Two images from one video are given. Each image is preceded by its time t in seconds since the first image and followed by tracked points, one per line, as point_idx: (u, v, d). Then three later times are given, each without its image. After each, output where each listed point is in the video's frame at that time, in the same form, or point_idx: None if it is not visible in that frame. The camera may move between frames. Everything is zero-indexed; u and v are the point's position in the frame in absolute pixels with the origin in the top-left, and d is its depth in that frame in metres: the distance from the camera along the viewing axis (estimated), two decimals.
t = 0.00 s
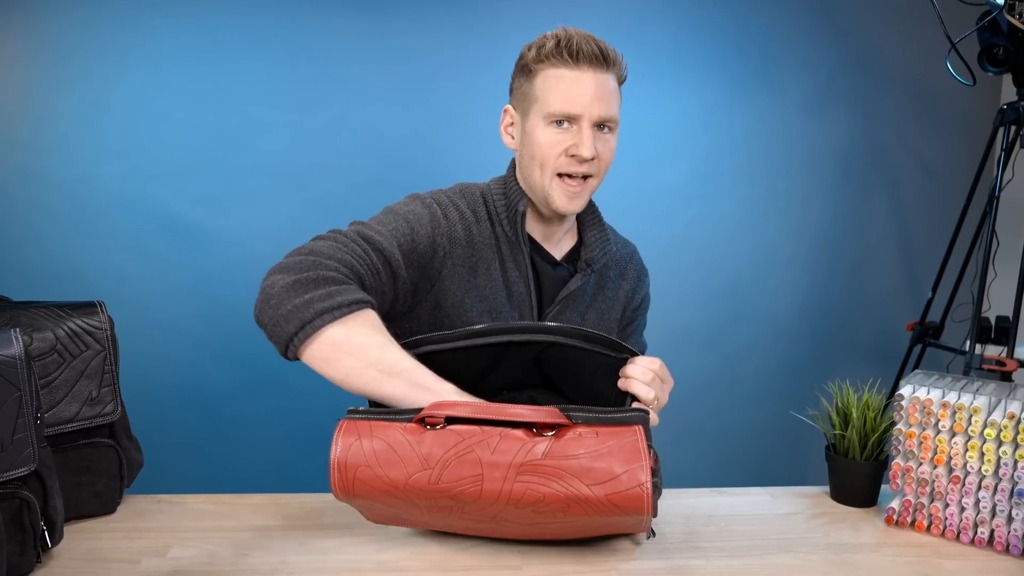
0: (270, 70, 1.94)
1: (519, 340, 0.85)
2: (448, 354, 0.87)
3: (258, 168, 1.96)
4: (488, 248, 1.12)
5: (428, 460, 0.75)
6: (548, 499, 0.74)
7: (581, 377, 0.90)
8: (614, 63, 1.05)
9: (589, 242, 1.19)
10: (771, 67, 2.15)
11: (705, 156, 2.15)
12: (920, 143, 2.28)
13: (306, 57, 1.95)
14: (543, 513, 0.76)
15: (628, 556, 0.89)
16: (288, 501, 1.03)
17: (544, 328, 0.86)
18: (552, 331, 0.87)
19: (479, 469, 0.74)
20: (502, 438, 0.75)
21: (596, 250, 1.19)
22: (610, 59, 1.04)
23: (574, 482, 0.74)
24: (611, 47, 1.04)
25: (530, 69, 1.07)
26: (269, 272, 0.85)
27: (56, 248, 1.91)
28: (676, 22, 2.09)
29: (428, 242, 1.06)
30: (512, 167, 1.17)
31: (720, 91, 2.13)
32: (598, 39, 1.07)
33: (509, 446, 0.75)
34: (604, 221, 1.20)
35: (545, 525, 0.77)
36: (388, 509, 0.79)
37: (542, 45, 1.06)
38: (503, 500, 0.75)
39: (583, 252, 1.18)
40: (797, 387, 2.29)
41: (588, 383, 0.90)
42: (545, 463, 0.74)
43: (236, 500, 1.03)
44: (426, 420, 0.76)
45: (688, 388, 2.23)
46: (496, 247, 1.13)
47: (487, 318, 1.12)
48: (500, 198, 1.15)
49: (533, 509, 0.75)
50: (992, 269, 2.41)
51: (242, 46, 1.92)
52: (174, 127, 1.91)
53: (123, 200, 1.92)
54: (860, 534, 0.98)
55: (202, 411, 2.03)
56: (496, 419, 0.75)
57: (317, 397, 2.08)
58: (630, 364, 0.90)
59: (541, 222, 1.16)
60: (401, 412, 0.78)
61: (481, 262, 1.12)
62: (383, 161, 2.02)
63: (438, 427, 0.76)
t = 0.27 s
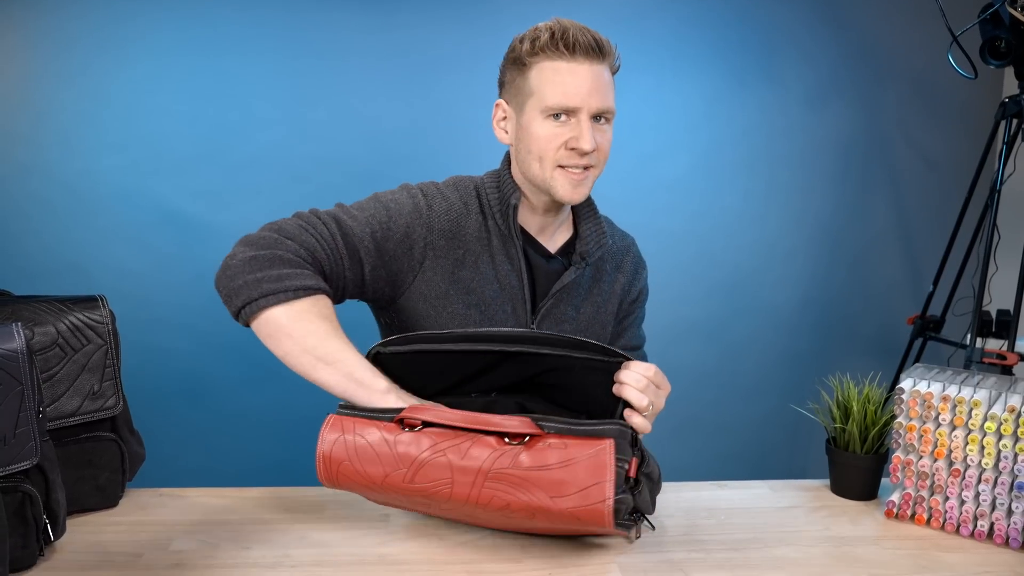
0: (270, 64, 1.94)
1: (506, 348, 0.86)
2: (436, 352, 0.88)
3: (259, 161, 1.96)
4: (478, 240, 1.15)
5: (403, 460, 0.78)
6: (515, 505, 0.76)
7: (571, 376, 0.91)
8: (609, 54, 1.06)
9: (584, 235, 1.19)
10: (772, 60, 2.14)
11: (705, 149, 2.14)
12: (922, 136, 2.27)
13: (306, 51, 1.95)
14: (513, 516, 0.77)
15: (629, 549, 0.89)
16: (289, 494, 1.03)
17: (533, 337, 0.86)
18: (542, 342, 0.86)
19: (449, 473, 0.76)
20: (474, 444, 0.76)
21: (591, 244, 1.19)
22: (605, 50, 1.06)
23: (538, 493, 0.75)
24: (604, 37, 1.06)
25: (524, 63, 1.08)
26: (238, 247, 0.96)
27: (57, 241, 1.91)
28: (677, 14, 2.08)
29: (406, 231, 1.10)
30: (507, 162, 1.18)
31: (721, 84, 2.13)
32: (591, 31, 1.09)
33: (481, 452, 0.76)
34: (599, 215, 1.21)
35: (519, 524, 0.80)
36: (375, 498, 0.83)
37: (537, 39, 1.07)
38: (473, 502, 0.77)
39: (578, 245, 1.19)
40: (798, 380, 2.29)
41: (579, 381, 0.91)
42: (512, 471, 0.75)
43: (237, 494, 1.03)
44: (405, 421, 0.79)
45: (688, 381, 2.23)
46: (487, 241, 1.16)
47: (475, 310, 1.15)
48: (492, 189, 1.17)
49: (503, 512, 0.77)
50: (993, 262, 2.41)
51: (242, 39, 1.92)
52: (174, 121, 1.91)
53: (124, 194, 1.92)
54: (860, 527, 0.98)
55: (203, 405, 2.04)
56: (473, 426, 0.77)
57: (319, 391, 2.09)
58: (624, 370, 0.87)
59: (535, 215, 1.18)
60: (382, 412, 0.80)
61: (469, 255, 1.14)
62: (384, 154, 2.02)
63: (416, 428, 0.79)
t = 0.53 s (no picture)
0: (270, 60, 1.93)
1: (497, 349, 0.87)
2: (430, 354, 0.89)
3: (258, 158, 1.96)
4: (470, 238, 1.15)
5: (399, 463, 0.81)
6: (509, 507, 0.80)
7: (565, 378, 0.90)
8: (589, 45, 1.08)
9: (578, 229, 1.20)
10: (773, 55, 2.14)
11: (706, 145, 2.14)
12: (922, 132, 2.27)
13: (306, 47, 1.94)
14: (505, 517, 0.81)
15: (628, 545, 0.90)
16: (290, 490, 1.03)
17: (525, 336, 0.87)
18: (534, 339, 0.87)
19: (444, 476, 0.80)
20: (469, 447, 0.80)
21: (585, 237, 1.20)
22: (584, 40, 1.07)
23: (532, 497, 0.79)
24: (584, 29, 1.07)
25: (505, 57, 1.10)
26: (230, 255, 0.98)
27: (56, 238, 1.91)
28: (678, 9, 2.08)
29: (399, 235, 1.10)
30: (495, 157, 1.20)
31: (722, 80, 2.12)
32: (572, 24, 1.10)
33: (477, 456, 0.80)
34: (592, 207, 1.22)
35: (510, 524, 0.83)
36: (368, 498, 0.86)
37: (517, 31, 1.09)
38: (468, 503, 0.81)
39: (572, 239, 1.19)
40: (798, 376, 2.29)
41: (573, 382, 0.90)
42: (506, 475, 0.79)
43: (238, 490, 1.04)
44: (399, 425, 0.82)
45: (689, 377, 2.23)
46: (479, 237, 1.16)
47: (469, 307, 1.15)
48: (484, 186, 1.18)
49: (496, 513, 0.81)
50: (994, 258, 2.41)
51: (242, 35, 1.91)
52: (174, 117, 1.91)
53: (124, 190, 1.92)
54: (860, 523, 0.98)
55: (204, 401, 2.04)
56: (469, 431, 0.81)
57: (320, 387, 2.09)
58: (618, 369, 0.88)
59: (525, 210, 1.18)
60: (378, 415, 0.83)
61: (461, 253, 1.15)
62: (384, 151, 2.02)
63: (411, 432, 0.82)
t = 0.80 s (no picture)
0: (270, 58, 1.93)
1: (499, 346, 0.87)
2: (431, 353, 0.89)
3: (258, 156, 1.96)
4: (469, 236, 1.15)
5: (404, 466, 0.81)
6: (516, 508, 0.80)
7: (566, 377, 0.91)
8: (584, 40, 1.08)
9: (576, 226, 1.20)
10: (774, 53, 2.13)
11: (707, 143, 2.14)
12: (923, 129, 2.27)
13: (307, 45, 1.94)
14: (513, 518, 0.81)
15: (629, 543, 0.90)
16: (290, 488, 1.03)
17: (525, 335, 0.87)
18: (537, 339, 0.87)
19: (451, 478, 0.80)
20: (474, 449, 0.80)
21: (583, 233, 1.19)
22: (579, 36, 1.07)
23: (540, 499, 0.79)
24: (578, 25, 1.08)
25: (501, 54, 1.10)
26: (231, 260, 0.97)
27: (56, 236, 1.91)
28: (678, 6, 2.07)
29: (398, 235, 1.10)
30: (494, 156, 1.20)
31: (722, 77, 2.12)
32: (566, 19, 1.10)
33: (483, 459, 0.80)
34: (591, 203, 1.22)
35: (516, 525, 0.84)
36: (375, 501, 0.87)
37: (512, 28, 1.09)
38: (475, 505, 0.81)
39: (570, 236, 1.19)
40: (799, 374, 2.30)
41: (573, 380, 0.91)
42: (514, 477, 0.79)
43: (239, 488, 1.04)
44: (404, 429, 0.82)
45: (689, 375, 2.23)
46: (479, 236, 1.16)
47: (469, 306, 1.15)
48: (481, 182, 1.18)
49: (503, 515, 0.81)
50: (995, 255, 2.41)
51: (241, 33, 1.91)
52: (174, 115, 1.91)
53: (125, 189, 1.92)
54: (860, 521, 0.98)
55: (205, 399, 2.04)
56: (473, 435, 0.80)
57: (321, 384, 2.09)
58: (618, 367, 0.88)
59: (524, 206, 1.18)
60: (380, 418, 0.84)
61: (460, 252, 1.15)
62: (385, 149, 2.02)
63: (416, 436, 0.82)
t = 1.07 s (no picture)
0: (270, 56, 1.93)
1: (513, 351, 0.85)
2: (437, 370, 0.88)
3: (258, 154, 1.96)
4: (467, 236, 1.15)
5: (419, 480, 0.82)
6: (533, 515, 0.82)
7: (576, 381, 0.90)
8: (569, 31, 1.09)
9: (574, 220, 1.19)
10: (775, 49, 2.13)
11: (707, 140, 2.14)
12: (924, 126, 2.27)
13: (307, 42, 1.94)
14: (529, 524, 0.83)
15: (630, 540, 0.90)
16: (291, 487, 1.04)
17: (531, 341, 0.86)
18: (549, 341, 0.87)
19: (466, 490, 0.82)
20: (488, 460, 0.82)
21: (582, 228, 1.19)
22: (563, 27, 1.08)
23: (557, 506, 0.81)
24: (562, 16, 1.09)
25: (488, 50, 1.11)
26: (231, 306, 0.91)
27: (57, 234, 1.91)
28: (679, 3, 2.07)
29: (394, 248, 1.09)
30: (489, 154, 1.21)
31: (723, 74, 2.12)
32: (551, 12, 1.11)
33: (498, 469, 0.82)
34: (588, 198, 1.22)
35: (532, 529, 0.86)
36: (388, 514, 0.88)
37: (497, 24, 1.10)
38: (491, 514, 0.83)
39: (569, 231, 1.18)
40: (799, 371, 2.29)
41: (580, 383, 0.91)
42: (530, 487, 0.81)
43: (240, 486, 1.04)
44: (415, 444, 0.83)
45: (690, 372, 2.23)
46: (476, 235, 1.16)
47: (470, 304, 1.15)
48: (478, 182, 1.18)
49: (520, 522, 0.83)
50: (996, 252, 2.41)
51: (241, 30, 1.91)
52: (174, 113, 1.91)
53: (125, 187, 1.92)
54: (861, 518, 0.98)
55: (205, 397, 2.04)
56: (485, 446, 0.82)
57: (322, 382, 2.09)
58: (625, 365, 0.90)
59: (519, 201, 1.18)
60: (390, 432, 0.85)
61: (457, 251, 1.14)
62: (385, 146, 2.01)
63: (428, 450, 0.83)
